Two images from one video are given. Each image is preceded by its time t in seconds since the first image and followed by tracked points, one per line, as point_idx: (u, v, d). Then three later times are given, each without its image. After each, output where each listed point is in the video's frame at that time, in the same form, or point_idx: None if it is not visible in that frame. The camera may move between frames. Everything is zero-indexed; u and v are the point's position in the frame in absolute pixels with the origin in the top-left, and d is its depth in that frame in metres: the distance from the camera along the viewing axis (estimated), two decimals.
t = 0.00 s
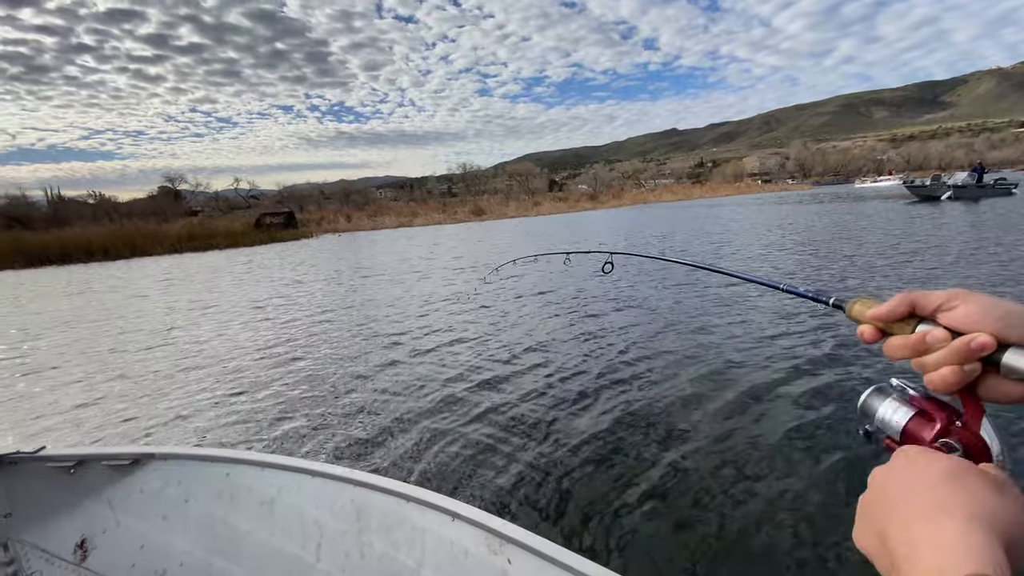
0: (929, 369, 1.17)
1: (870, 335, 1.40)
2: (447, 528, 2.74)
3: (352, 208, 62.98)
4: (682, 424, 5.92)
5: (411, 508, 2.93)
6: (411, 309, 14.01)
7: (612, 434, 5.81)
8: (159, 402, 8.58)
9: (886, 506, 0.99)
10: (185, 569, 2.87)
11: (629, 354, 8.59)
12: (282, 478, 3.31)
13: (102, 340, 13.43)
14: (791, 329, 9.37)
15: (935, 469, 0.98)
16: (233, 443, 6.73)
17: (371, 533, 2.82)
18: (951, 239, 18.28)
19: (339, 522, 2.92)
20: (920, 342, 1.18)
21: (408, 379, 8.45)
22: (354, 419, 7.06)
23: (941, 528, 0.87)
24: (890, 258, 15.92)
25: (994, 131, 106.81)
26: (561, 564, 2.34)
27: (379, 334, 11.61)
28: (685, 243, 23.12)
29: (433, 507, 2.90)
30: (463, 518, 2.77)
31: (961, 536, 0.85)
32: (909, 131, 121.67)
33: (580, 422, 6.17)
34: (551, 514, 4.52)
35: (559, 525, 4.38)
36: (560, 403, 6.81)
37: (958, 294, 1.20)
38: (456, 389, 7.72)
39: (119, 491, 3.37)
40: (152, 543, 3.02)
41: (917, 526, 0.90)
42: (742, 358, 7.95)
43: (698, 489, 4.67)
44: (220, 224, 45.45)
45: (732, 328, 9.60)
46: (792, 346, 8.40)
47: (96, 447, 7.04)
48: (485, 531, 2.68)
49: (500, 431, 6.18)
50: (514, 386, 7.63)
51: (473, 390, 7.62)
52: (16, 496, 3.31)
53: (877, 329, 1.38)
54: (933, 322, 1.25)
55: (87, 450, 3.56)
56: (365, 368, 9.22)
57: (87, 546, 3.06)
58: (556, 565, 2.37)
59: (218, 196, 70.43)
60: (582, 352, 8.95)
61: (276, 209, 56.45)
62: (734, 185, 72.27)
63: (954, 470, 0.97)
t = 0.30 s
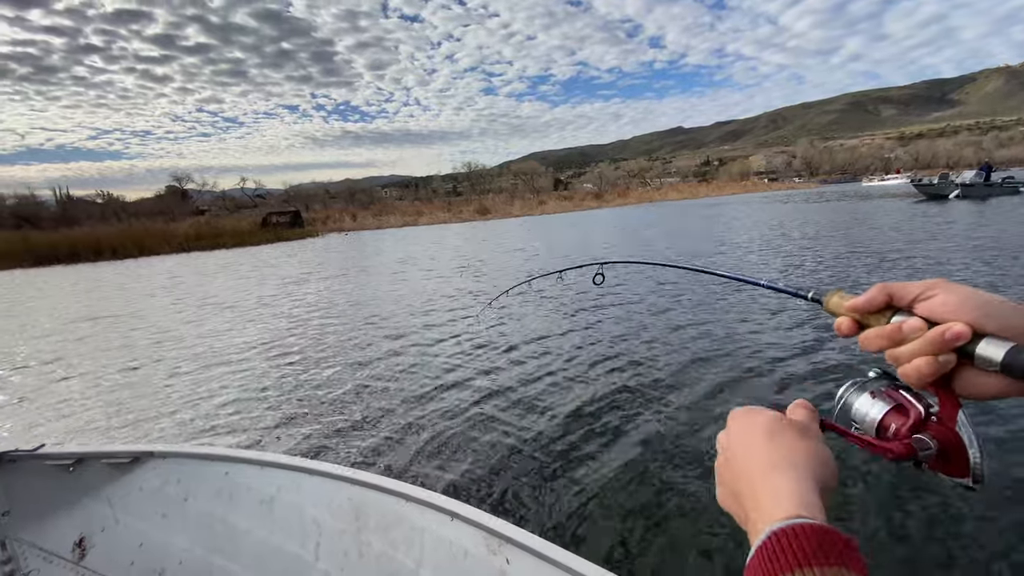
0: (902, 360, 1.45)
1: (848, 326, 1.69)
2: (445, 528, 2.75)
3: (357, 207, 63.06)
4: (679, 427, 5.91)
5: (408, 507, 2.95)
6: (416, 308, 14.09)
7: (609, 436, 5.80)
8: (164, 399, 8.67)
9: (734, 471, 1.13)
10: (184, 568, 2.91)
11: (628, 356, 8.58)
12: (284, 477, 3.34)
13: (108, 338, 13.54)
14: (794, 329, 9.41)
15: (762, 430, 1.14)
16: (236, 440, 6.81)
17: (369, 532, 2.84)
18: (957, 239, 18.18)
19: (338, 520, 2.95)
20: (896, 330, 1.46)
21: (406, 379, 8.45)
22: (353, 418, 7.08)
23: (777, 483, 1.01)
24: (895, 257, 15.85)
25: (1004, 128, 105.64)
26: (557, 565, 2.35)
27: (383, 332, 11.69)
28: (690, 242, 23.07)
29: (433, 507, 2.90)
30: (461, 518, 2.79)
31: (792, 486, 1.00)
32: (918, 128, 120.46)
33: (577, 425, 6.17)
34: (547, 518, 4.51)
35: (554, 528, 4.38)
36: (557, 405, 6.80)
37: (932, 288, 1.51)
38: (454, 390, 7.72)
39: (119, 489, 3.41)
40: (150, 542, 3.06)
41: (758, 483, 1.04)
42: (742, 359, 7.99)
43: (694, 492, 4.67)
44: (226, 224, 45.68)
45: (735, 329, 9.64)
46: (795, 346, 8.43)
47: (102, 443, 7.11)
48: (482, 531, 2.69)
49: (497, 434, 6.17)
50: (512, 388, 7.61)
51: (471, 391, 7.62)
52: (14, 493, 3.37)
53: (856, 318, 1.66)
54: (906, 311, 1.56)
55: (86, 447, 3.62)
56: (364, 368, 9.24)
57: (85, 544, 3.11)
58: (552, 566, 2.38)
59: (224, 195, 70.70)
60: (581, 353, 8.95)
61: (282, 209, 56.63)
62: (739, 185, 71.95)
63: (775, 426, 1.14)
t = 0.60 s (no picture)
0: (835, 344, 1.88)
1: (788, 316, 2.12)
2: (451, 521, 2.73)
3: (362, 206, 63.18)
4: (683, 421, 5.89)
5: (413, 501, 2.91)
6: (420, 305, 14.09)
7: (613, 429, 5.79)
8: (171, 395, 8.71)
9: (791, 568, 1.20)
10: (193, 566, 2.91)
11: (632, 351, 8.56)
12: (291, 472, 3.30)
13: (116, 335, 13.60)
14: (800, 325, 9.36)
15: (809, 530, 1.23)
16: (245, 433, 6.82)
17: (376, 526, 2.82)
18: (965, 238, 18.01)
19: (344, 515, 2.91)
20: (826, 322, 1.91)
21: (411, 373, 8.43)
22: (359, 412, 7.08)
23: None
24: (903, 257, 15.72)
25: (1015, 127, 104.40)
26: (565, 558, 2.34)
27: (388, 329, 11.69)
28: (695, 242, 22.96)
29: (436, 499, 2.88)
30: (467, 511, 2.76)
31: None
32: (928, 128, 119.44)
33: (581, 419, 6.16)
34: (551, 510, 4.51)
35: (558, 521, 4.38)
36: (561, 400, 6.79)
37: (851, 283, 1.93)
38: (459, 384, 7.71)
39: (126, 487, 3.36)
40: (159, 539, 3.04)
41: None
42: (748, 352, 8.00)
43: (698, 487, 4.67)
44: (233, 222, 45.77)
45: (740, 325, 9.59)
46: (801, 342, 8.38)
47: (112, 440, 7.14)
48: (488, 524, 2.67)
49: (501, 427, 6.16)
50: (516, 382, 7.60)
51: (476, 386, 7.61)
52: (23, 494, 3.32)
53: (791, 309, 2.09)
54: (832, 302, 1.98)
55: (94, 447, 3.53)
56: (370, 363, 9.24)
57: (95, 543, 3.09)
58: (559, 556, 2.39)
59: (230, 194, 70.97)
60: (586, 348, 8.92)
61: (288, 207, 56.74)
62: (746, 184, 71.51)
63: (823, 526, 1.22)
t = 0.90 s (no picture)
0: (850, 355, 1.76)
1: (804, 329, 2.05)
2: (455, 520, 2.58)
3: (368, 204, 63.29)
4: (687, 419, 5.75)
5: (420, 499, 2.76)
6: (425, 303, 14.00)
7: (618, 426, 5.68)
8: (174, 392, 8.64)
9: (806, 473, 1.13)
10: (200, 564, 2.71)
11: (637, 348, 8.40)
12: (296, 472, 3.15)
13: (121, 333, 13.52)
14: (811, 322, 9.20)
15: (831, 436, 1.13)
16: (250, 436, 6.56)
17: (380, 525, 2.66)
18: (979, 236, 17.71)
19: (349, 513, 2.76)
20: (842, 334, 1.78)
21: (411, 373, 8.24)
22: (361, 412, 6.88)
23: (854, 494, 1.00)
24: (914, 255, 15.49)
25: None
26: (575, 557, 2.19)
27: (393, 327, 11.61)
28: (702, 240, 22.76)
29: (442, 497, 2.73)
30: (472, 508, 2.62)
31: (874, 496, 0.98)
32: (938, 124, 118.11)
33: (583, 414, 6.04)
34: (556, 511, 4.33)
35: (563, 523, 4.20)
36: (564, 398, 6.61)
37: (867, 300, 1.88)
38: (461, 383, 7.52)
39: (133, 486, 3.18)
40: (166, 538, 2.86)
41: (834, 491, 1.03)
42: (761, 351, 7.85)
43: (706, 485, 4.53)
44: (240, 221, 45.90)
45: (749, 322, 9.43)
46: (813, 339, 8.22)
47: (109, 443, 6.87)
48: (494, 522, 2.53)
49: (504, 425, 5.96)
50: (519, 380, 7.42)
51: (477, 385, 7.41)
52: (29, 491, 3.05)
53: (809, 323, 2.04)
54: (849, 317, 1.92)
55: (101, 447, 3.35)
56: (372, 362, 9.10)
57: (103, 541, 2.88)
58: (567, 555, 2.24)
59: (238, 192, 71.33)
60: (591, 346, 8.75)
61: (295, 206, 56.87)
62: (754, 182, 70.91)
63: (848, 430, 1.13)
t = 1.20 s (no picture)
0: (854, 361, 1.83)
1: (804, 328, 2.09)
2: (443, 539, 2.70)
3: (373, 201, 63.53)
4: (679, 421, 5.83)
5: (407, 519, 2.89)
6: (428, 301, 14.13)
7: (607, 428, 5.77)
8: (181, 388, 8.84)
9: (769, 555, 1.26)
10: None
11: (633, 348, 8.46)
12: (281, 486, 3.31)
13: (125, 330, 13.69)
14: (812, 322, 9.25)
15: (790, 517, 1.29)
16: (249, 438, 6.60)
17: (366, 543, 2.77)
18: (984, 233, 17.63)
19: (334, 530, 2.89)
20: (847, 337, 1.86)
21: (410, 374, 8.34)
22: (360, 414, 6.97)
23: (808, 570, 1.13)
24: (918, 252, 15.48)
25: None
26: None
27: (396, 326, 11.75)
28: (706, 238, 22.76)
29: (430, 517, 2.86)
30: (460, 529, 2.73)
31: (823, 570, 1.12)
32: (944, 120, 117.47)
33: (573, 417, 6.13)
34: (545, 514, 4.44)
35: (550, 525, 4.30)
36: (560, 399, 6.69)
37: (875, 301, 1.90)
38: (459, 385, 7.61)
39: (114, 497, 3.39)
40: (144, 552, 3.00)
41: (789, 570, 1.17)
42: (761, 350, 7.92)
43: (694, 489, 4.61)
44: (246, 218, 46.18)
45: (751, 321, 9.50)
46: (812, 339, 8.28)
47: (110, 445, 6.90)
48: (483, 544, 2.63)
49: (500, 428, 6.05)
50: (516, 381, 7.51)
51: (474, 386, 7.50)
52: (9, 503, 3.38)
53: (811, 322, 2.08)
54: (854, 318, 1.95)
55: (82, 456, 3.61)
56: (371, 360, 9.26)
57: (78, 554, 3.06)
58: None
59: (243, 190, 71.70)
60: (588, 346, 8.81)
61: (299, 204, 57.09)
62: (758, 179, 70.66)
63: (804, 513, 1.29)
